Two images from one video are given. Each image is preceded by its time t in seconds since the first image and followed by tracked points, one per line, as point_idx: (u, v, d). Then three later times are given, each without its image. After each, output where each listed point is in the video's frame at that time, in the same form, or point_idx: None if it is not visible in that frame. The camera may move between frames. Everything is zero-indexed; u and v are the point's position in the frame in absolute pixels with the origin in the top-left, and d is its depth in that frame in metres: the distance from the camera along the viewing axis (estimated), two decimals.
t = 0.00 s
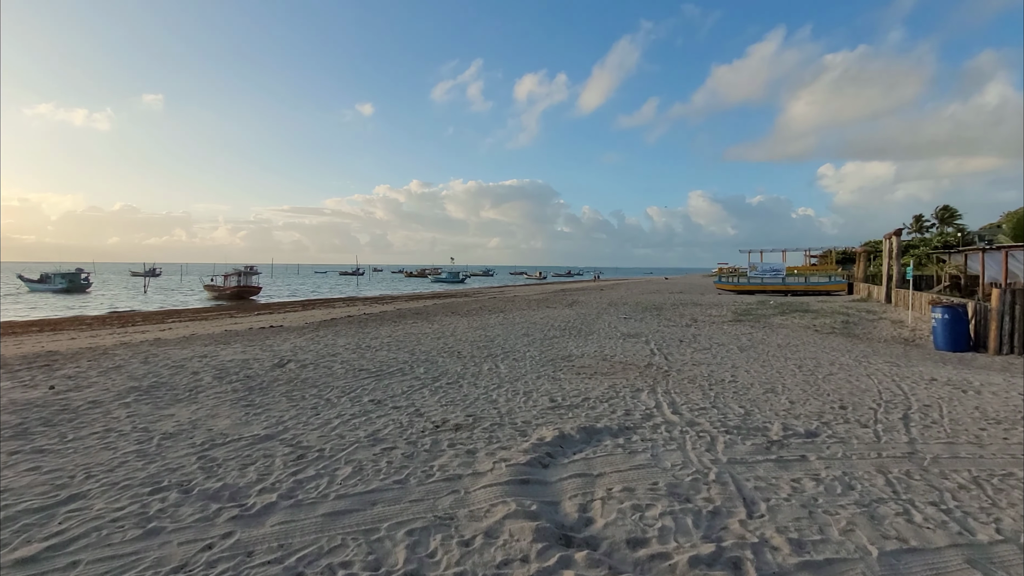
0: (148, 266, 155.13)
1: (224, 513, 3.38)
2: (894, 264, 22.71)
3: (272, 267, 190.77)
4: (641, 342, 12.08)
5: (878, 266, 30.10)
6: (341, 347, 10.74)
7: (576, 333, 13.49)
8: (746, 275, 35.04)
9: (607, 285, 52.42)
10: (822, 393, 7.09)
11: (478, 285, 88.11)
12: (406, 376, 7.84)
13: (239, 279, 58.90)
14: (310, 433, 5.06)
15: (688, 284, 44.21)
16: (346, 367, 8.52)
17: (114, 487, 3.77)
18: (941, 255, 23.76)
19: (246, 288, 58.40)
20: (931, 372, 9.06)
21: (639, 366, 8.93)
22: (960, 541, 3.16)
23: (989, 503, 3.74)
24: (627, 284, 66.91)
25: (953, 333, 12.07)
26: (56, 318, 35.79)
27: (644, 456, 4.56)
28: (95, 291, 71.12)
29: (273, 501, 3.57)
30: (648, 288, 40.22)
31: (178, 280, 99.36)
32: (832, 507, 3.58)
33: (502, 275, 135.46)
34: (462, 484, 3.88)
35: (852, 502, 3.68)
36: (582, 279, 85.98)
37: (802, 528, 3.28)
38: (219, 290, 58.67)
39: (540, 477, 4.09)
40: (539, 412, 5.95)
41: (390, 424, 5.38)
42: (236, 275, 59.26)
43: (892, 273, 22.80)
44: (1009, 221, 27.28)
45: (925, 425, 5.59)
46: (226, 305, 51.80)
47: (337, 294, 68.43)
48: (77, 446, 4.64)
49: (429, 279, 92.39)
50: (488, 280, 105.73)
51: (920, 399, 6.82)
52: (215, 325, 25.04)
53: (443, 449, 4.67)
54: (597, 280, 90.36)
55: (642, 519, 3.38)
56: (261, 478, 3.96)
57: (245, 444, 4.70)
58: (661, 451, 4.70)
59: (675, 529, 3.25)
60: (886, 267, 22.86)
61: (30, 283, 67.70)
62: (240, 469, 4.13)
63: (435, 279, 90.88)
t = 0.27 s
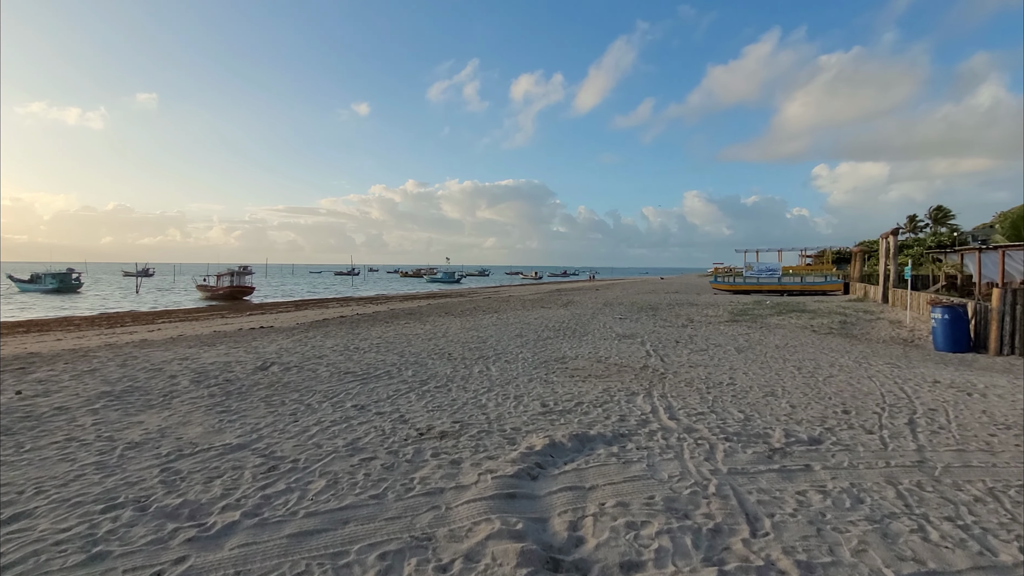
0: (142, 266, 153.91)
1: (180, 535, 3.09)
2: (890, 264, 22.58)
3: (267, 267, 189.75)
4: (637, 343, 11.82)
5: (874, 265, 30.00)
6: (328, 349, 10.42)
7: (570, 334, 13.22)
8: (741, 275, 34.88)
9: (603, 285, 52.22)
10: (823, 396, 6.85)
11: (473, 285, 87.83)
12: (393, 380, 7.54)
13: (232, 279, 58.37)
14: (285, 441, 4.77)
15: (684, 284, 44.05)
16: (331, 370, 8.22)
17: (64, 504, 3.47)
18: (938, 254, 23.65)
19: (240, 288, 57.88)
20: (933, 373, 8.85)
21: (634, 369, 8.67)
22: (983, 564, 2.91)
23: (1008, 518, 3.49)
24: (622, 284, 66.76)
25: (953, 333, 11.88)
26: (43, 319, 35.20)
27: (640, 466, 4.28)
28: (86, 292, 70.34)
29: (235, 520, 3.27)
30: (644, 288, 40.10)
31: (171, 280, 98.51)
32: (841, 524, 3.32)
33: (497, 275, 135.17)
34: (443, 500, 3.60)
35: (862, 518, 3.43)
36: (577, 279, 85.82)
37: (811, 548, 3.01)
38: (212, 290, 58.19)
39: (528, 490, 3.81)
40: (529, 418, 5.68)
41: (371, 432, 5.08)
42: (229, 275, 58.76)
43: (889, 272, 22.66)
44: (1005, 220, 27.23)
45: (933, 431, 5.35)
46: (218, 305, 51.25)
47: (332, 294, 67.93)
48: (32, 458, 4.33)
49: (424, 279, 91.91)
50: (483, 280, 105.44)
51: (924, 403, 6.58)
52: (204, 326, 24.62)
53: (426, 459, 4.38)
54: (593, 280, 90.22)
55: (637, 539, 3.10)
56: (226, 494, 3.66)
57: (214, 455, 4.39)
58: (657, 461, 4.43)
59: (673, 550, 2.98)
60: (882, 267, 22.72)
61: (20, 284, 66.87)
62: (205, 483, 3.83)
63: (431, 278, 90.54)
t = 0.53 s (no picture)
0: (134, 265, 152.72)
1: (125, 564, 2.80)
2: (887, 264, 22.45)
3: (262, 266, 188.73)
4: (632, 345, 11.57)
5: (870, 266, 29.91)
6: (314, 352, 10.11)
7: (564, 336, 12.95)
8: (737, 275, 34.72)
9: (599, 285, 52.01)
10: (823, 402, 6.61)
11: (469, 285, 87.48)
12: (378, 385, 7.26)
13: (225, 279, 57.84)
14: (256, 453, 4.48)
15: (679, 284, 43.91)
16: (314, 374, 7.91)
17: (4, 528, 3.18)
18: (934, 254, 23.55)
19: (232, 288, 57.34)
20: (934, 376, 8.64)
21: (628, 372, 8.41)
22: None
23: None
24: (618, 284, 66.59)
25: (952, 335, 11.69)
26: (28, 320, 34.54)
27: (632, 480, 4.02)
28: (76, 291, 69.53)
29: (189, 545, 2.99)
30: (639, 288, 39.92)
31: (164, 280, 97.70)
32: (849, 547, 3.07)
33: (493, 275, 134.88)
34: (419, 520, 3.32)
35: (872, 539, 3.17)
36: (573, 279, 85.63)
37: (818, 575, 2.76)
38: (205, 290, 57.65)
39: (511, 508, 3.54)
40: (518, 426, 5.41)
41: (349, 443, 4.80)
42: (222, 275, 58.24)
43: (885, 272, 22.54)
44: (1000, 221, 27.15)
45: (940, 440, 5.12)
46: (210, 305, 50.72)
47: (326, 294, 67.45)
48: None
49: (419, 279, 91.49)
50: (479, 279, 105.12)
51: (928, 408, 6.35)
52: (193, 327, 24.20)
53: (405, 473, 4.11)
54: (589, 280, 90.04)
55: (628, 566, 2.84)
56: (184, 515, 3.38)
57: (177, 470, 4.10)
58: (651, 474, 4.17)
59: None
60: (879, 267, 22.57)
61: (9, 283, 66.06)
62: (161, 502, 3.54)
63: (426, 278, 90.10)
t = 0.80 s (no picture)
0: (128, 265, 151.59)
1: None
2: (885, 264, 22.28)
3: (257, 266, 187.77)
4: (628, 347, 11.29)
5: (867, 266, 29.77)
6: (300, 354, 9.79)
7: (558, 337, 12.65)
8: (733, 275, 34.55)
9: (594, 285, 51.69)
10: (827, 407, 6.34)
11: (465, 285, 87.15)
12: (363, 389, 6.94)
13: (218, 279, 57.32)
14: (225, 466, 4.17)
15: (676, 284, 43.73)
16: (297, 378, 7.58)
17: None
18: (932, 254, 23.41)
19: (226, 288, 56.85)
20: (939, 379, 8.41)
21: (625, 375, 8.13)
22: None
23: None
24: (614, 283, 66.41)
25: (954, 335, 11.49)
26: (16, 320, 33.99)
27: (628, 495, 3.74)
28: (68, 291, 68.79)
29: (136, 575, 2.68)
30: (636, 288, 39.72)
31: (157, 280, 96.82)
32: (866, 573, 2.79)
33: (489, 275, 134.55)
34: (395, 543, 3.03)
35: (890, 563, 2.90)
36: (569, 279, 85.43)
37: None
38: (198, 291, 57.13)
39: (496, 527, 3.25)
40: (507, 434, 5.12)
41: (326, 454, 4.49)
42: (216, 275, 57.72)
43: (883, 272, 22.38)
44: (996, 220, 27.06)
45: (952, 448, 4.86)
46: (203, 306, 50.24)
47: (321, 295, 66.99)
48: None
49: (415, 279, 91.09)
50: (475, 279, 104.79)
51: (936, 413, 6.09)
52: (183, 327, 23.79)
53: (384, 487, 3.81)
54: (585, 280, 89.85)
55: None
56: (136, 538, 3.07)
57: (137, 484, 3.79)
58: (649, 488, 3.89)
59: None
60: (877, 267, 22.40)
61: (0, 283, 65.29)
62: (113, 523, 3.23)
63: (421, 279, 89.65)
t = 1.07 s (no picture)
0: (121, 265, 150.56)
1: None
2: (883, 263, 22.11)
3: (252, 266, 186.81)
4: (625, 349, 11.00)
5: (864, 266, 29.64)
6: (286, 357, 9.45)
7: (553, 339, 12.36)
8: (730, 275, 34.37)
9: (591, 285, 51.46)
10: (833, 412, 6.07)
11: (460, 285, 86.80)
12: (348, 395, 6.62)
13: (211, 278, 56.78)
14: (189, 482, 3.84)
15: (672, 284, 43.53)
16: (279, 382, 7.26)
17: None
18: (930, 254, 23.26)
19: (219, 288, 56.31)
20: (944, 382, 8.16)
21: (622, 379, 7.84)
22: None
23: None
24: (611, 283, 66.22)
25: (956, 337, 11.26)
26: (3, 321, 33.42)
27: (627, 514, 3.44)
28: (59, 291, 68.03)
29: None
30: (632, 288, 39.50)
31: (150, 280, 96.00)
32: None
33: (485, 275, 134.21)
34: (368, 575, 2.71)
35: None
36: (566, 279, 85.24)
37: None
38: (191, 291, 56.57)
39: (482, 554, 2.95)
40: (498, 444, 4.81)
41: (301, 468, 4.17)
42: (209, 274, 57.17)
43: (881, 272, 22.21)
44: (993, 220, 26.95)
45: (969, 459, 4.59)
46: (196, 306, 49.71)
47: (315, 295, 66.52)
48: None
49: (411, 279, 90.65)
50: (471, 279, 104.44)
51: (947, 420, 5.83)
52: (173, 328, 23.36)
53: (360, 507, 3.49)
54: (581, 280, 89.66)
55: None
56: (78, 570, 2.74)
57: (89, 504, 3.46)
58: (649, 506, 3.59)
59: None
60: (875, 267, 22.21)
61: None
62: (54, 552, 2.90)
63: (417, 278, 89.25)
